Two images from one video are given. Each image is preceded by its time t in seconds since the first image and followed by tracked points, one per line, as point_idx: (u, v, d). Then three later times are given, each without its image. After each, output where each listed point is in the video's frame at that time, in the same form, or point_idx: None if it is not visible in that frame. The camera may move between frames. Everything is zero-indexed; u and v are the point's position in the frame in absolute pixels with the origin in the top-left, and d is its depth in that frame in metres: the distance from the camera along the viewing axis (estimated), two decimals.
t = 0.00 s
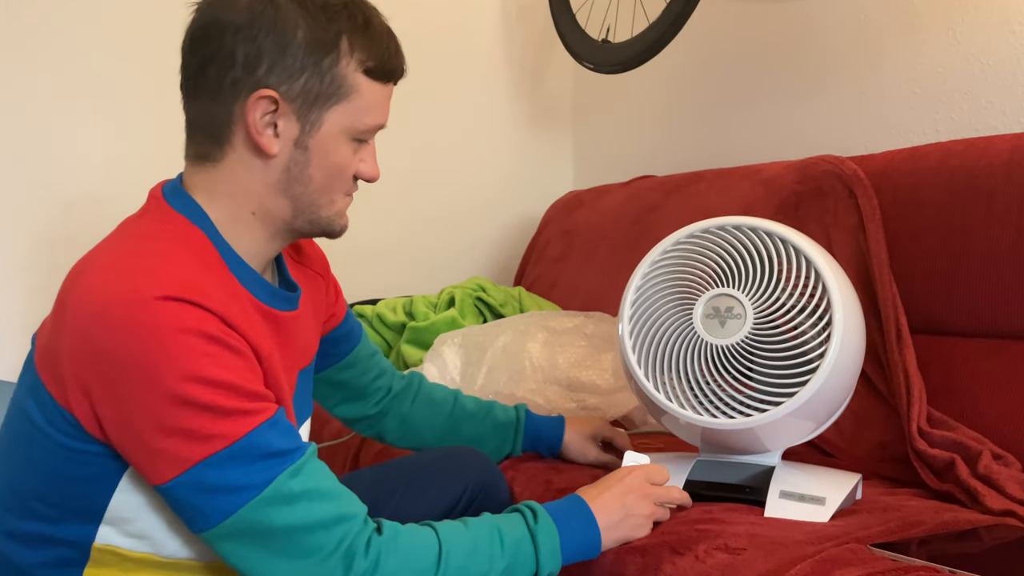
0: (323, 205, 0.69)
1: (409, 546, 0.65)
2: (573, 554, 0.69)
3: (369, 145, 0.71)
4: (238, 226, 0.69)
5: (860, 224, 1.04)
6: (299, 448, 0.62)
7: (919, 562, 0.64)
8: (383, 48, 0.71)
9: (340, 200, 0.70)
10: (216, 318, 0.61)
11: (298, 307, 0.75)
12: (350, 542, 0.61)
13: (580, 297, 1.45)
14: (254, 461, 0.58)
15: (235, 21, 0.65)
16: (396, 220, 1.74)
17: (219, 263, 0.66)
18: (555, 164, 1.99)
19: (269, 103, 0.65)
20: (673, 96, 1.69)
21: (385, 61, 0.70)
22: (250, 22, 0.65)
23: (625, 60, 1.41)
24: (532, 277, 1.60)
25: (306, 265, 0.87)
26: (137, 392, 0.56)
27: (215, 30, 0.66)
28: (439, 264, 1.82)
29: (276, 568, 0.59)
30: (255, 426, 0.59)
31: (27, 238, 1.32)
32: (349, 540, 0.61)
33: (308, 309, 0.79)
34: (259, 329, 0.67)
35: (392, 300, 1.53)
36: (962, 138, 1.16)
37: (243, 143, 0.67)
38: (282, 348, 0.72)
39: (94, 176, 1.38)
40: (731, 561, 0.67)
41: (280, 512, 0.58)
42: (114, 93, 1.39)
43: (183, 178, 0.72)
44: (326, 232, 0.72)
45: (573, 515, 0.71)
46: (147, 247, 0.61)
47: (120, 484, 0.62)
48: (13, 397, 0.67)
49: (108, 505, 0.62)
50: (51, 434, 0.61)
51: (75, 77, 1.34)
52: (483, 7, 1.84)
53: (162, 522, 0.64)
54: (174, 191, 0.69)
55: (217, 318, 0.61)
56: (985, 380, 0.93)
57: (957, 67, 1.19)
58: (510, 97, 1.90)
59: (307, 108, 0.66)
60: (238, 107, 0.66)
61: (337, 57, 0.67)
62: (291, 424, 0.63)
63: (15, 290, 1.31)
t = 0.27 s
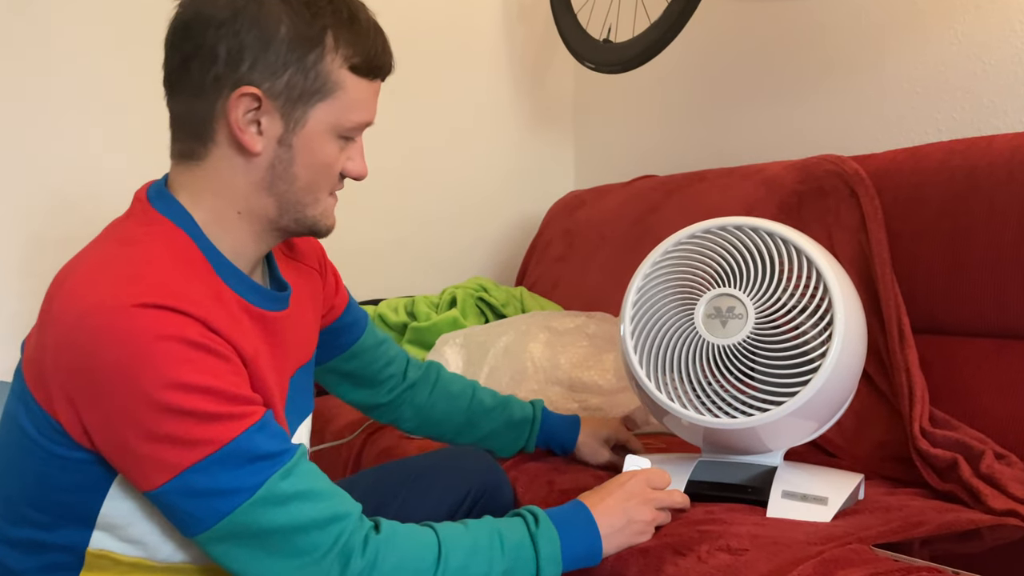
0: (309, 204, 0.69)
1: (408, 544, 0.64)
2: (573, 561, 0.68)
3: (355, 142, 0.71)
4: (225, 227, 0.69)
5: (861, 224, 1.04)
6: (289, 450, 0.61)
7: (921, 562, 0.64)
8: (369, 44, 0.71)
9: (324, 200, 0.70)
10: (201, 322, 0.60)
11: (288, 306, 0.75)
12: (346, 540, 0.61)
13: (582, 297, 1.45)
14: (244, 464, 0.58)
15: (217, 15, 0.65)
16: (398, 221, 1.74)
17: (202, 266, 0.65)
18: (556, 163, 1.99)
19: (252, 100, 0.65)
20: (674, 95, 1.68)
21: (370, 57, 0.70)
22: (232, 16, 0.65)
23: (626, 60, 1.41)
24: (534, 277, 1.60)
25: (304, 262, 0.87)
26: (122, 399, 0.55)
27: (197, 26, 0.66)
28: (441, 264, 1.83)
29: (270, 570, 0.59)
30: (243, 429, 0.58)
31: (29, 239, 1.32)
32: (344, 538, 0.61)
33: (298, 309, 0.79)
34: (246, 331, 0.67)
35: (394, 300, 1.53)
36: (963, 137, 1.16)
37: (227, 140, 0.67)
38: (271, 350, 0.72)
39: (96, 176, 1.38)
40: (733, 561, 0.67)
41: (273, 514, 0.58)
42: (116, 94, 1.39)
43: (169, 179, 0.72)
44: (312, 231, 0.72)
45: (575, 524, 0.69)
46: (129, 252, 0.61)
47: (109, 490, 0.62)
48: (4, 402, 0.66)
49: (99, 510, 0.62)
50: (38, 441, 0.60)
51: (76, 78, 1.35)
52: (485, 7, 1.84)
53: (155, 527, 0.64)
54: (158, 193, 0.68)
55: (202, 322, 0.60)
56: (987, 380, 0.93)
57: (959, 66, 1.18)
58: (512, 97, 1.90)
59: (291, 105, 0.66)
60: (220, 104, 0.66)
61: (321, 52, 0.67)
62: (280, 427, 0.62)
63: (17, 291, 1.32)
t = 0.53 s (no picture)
0: (312, 203, 0.70)
1: (410, 549, 0.63)
2: (579, 566, 0.67)
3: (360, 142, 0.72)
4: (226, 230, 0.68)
5: (864, 222, 1.04)
6: (286, 460, 0.60)
7: (925, 562, 0.64)
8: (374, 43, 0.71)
9: (327, 199, 0.71)
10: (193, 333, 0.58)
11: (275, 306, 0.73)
12: (347, 549, 0.60)
13: (584, 296, 1.45)
14: (241, 478, 0.56)
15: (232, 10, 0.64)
16: (400, 220, 1.74)
17: (192, 274, 0.63)
18: (558, 162, 1.99)
19: (272, 99, 0.64)
20: (676, 94, 1.68)
21: (378, 57, 0.71)
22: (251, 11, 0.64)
23: (628, 58, 1.40)
24: (536, 276, 1.60)
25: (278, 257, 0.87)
26: (114, 417, 0.53)
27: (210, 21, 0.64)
28: (443, 263, 1.82)
29: None
30: (238, 443, 0.57)
31: (32, 240, 1.32)
32: (347, 546, 0.60)
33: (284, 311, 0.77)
34: (236, 338, 0.65)
35: (396, 299, 1.53)
36: (966, 135, 1.16)
37: (241, 139, 0.65)
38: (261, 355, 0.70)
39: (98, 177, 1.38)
40: (735, 561, 0.67)
41: (272, 525, 0.57)
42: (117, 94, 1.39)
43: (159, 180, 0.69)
44: (307, 231, 0.73)
45: (580, 527, 0.68)
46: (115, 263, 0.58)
47: (102, 505, 0.59)
48: None
49: (93, 525, 0.60)
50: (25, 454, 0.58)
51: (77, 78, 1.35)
52: (486, 5, 1.84)
53: (150, 542, 0.61)
54: (147, 199, 0.66)
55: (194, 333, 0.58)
56: (991, 379, 0.93)
57: (962, 64, 1.18)
58: (513, 96, 1.90)
59: (310, 105, 0.66)
60: (238, 104, 0.64)
61: (339, 52, 0.67)
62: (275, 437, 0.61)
63: (20, 291, 1.32)
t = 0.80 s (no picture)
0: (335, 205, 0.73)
1: None
2: (595, 565, 0.66)
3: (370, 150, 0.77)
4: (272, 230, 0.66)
5: (868, 221, 1.04)
6: (331, 476, 0.57)
7: (931, 561, 0.63)
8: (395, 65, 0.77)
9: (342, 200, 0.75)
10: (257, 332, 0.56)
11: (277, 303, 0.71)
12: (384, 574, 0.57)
13: (587, 295, 1.45)
14: (292, 487, 0.54)
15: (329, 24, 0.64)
16: (402, 219, 1.74)
17: (244, 274, 0.61)
18: (560, 161, 1.99)
19: (371, 122, 0.68)
20: (678, 92, 1.68)
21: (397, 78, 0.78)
22: (343, 28, 0.65)
23: (631, 56, 1.40)
24: (538, 275, 1.60)
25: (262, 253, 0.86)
26: (174, 412, 0.50)
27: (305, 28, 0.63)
28: (446, 262, 1.82)
29: None
30: (294, 450, 0.55)
31: (34, 239, 1.32)
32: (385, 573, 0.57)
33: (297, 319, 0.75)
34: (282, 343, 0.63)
35: (399, 299, 1.52)
36: (969, 133, 1.15)
37: (322, 149, 0.66)
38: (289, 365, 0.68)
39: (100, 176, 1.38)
40: (741, 561, 0.67)
41: (318, 544, 0.54)
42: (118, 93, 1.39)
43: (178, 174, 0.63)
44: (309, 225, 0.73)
45: (595, 535, 0.67)
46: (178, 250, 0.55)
47: (135, 513, 0.56)
48: None
49: (121, 538, 0.56)
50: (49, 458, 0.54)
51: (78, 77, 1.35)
52: (487, 4, 1.84)
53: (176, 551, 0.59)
54: (162, 193, 0.61)
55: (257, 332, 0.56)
56: (997, 377, 0.92)
57: (965, 61, 1.18)
58: (515, 95, 1.89)
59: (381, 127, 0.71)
60: (342, 120, 0.66)
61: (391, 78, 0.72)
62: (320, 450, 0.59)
63: (23, 291, 1.32)
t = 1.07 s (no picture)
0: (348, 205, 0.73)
1: None
2: (602, 570, 0.66)
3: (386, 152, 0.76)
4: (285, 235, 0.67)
5: (871, 222, 1.04)
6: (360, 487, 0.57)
7: (936, 564, 0.63)
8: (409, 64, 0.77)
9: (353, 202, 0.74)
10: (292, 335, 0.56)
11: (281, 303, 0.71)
12: None
13: (590, 296, 1.45)
14: (327, 494, 0.53)
15: (330, 23, 0.65)
16: (404, 220, 1.74)
17: (270, 278, 0.61)
18: (562, 161, 1.99)
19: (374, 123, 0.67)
20: (680, 93, 1.68)
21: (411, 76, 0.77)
22: (345, 26, 0.65)
23: (634, 57, 1.40)
24: (541, 275, 1.60)
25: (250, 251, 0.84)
26: (217, 411, 0.49)
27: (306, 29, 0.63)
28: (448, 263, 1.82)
29: None
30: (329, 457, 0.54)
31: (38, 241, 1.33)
32: None
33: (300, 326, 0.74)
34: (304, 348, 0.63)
35: (401, 299, 1.52)
36: (972, 133, 1.15)
37: (327, 148, 0.66)
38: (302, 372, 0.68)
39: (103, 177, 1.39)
40: (746, 563, 0.67)
41: (350, 553, 0.53)
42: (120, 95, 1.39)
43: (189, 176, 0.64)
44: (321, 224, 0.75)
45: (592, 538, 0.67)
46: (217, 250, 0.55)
47: (162, 514, 0.54)
48: None
49: (146, 540, 0.55)
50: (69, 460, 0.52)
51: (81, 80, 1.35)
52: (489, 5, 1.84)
53: (201, 550, 0.58)
54: (178, 191, 0.60)
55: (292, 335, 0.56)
56: (1001, 379, 0.92)
57: (968, 61, 1.18)
58: (517, 95, 1.89)
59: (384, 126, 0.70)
60: (345, 119, 0.66)
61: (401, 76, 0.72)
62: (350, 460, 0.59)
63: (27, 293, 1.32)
